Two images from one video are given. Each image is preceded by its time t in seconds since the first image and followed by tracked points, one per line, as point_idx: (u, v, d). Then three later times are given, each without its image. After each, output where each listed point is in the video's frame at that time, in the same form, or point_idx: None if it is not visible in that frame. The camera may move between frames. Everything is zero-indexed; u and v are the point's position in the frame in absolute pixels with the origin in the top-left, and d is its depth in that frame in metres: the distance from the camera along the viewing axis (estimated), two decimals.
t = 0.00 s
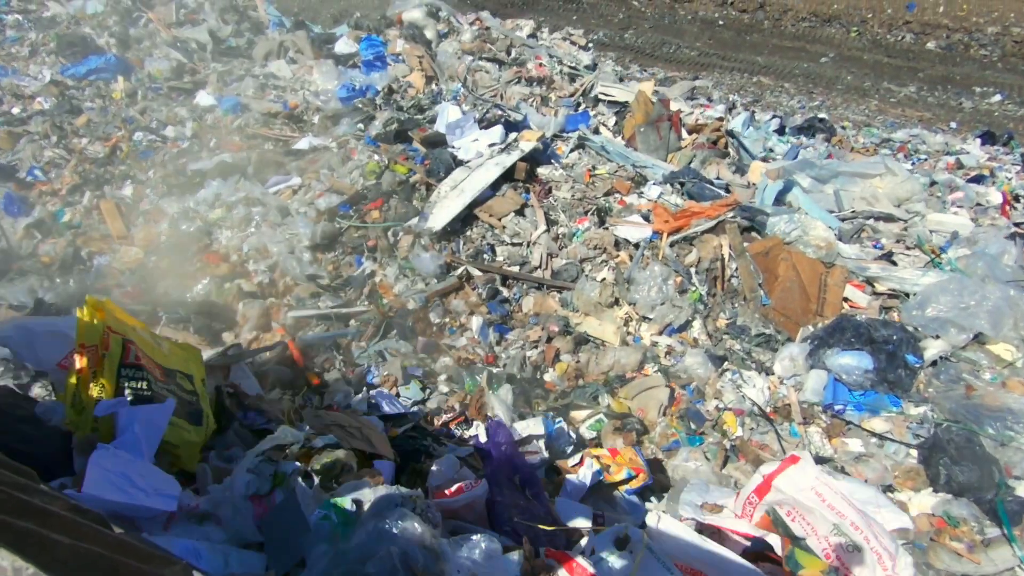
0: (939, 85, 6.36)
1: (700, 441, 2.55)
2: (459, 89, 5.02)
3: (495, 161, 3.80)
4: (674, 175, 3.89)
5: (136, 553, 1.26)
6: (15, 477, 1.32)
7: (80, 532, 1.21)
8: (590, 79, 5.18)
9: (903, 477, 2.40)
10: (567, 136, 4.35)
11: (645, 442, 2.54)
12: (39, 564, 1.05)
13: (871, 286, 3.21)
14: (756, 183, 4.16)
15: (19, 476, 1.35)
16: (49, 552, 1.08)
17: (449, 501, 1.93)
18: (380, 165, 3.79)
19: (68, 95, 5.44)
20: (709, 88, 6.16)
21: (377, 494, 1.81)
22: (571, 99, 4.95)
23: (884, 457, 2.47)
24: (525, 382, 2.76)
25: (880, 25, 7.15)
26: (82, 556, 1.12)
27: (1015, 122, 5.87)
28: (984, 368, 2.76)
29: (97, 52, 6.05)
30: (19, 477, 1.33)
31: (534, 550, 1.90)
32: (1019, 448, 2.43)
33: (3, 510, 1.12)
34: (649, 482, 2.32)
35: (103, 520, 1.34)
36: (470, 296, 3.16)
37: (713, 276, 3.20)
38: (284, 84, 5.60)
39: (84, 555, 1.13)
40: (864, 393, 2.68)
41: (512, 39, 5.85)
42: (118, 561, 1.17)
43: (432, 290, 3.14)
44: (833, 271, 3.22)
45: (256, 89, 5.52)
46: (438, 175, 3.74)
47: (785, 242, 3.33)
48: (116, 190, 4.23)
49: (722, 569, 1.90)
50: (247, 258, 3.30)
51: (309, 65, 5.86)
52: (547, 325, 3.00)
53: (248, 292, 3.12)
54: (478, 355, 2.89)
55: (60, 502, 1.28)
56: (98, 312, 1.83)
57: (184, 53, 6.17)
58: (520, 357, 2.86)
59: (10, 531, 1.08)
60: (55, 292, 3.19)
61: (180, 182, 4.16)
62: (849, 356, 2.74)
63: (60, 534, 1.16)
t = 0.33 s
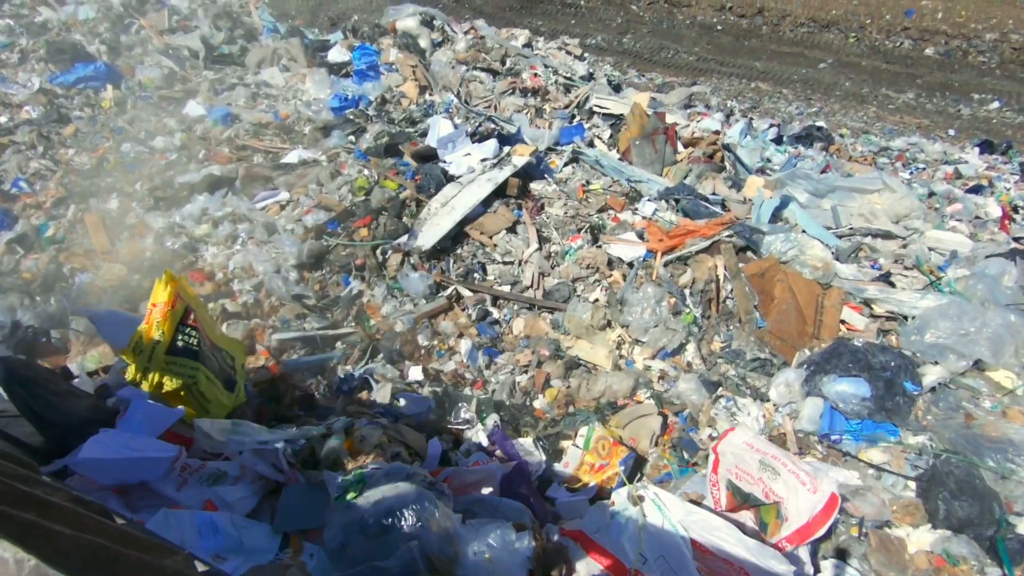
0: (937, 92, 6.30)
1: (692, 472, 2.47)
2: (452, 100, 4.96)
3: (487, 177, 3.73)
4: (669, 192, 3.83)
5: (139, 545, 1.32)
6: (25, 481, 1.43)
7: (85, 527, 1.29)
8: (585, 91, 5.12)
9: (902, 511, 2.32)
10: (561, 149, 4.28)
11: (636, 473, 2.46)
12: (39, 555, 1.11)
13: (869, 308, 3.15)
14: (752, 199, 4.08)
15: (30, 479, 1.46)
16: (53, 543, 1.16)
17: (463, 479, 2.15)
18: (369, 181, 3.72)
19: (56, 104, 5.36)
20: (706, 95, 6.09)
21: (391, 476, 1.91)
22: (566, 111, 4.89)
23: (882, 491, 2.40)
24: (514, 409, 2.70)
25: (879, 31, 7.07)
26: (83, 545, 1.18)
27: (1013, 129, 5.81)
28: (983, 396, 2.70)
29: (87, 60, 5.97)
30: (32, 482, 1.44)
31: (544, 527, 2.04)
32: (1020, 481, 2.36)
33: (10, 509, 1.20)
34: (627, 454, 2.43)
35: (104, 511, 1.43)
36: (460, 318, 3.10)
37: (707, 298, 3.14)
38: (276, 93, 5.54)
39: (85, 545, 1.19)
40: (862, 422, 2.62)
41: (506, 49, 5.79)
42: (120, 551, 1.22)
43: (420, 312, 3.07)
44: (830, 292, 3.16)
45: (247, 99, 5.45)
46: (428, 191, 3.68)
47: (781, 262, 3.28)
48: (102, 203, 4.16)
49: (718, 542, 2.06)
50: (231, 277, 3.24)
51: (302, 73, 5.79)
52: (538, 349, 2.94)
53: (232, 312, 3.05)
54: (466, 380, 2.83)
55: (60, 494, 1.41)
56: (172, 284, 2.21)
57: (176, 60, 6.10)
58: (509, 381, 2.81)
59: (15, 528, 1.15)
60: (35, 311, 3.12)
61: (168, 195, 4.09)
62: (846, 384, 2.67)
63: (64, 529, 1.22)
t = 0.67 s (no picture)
0: (934, 101, 6.26)
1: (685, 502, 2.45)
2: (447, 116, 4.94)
3: (481, 196, 3.70)
4: (663, 211, 3.80)
5: (143, 532, 1.51)
6: (38, 472, 1.66)
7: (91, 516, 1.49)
8: (581, 107, 5.09)
9: (895, 546, 2.30)
10: (556, 166, 4.24)
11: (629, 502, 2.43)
12: (47, 539, 1.32)
13: (864, 332, 3.12)
14: (747, 218, 4.05)
15: (42, 471, 1.68)
16: (60, 530, 1.36)
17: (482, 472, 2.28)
18: (361, 200, 3.69)
19: (48, 116, 5.31)
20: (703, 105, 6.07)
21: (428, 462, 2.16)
22: (561, 126, 4.86)
23: (876, 525, 2.38)
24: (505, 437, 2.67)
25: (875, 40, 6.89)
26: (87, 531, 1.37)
27: (1010, 140, 5.79)
28: (979, 426, 2.67)
29: (80, 71, 5.92)
30: (42, 472, 1.67)
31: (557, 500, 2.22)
32: (1017, 516, 2.33)
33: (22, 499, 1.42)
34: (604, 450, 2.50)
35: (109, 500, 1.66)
36: (451, 341, 3.08)
37: (701, 322, 3.11)
38: (271, 106, 5.51)
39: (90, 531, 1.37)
40: (856, 453, 2.59)
41: (502, 62, 5.78)
42: (124, 537, 1.40)
43: (411, 335, 3.04)
44: (824, 317, 3.14)
45: (241, 112, 5.41)
46: (421, 210, 3.65)
47: (775, 286, 3.25)
48: (92, 219, 4.12)
49: (709, 518, 2.16)
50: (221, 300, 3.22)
51: (298, 85, 5.75)
52: (530, 375, 2.91)
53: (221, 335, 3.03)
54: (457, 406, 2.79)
55: (69, 488, 1.64)
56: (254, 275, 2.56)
57: (170, 71, 6.00)
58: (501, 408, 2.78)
59: (27, 519, 1.36)
60: (21, 333, 3.08)
61: (159, 211, 4.07)
62: (840, 413, 2.64)
63: (71, 517, 1.43)
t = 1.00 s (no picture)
0: (930, 114, 6.23)
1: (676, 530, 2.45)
2: (443, 134, 4.94)
3: (474, 217, 3.68)
4: (657, 233, 3.79)
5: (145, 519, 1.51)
6: (41, 463, 1.64)
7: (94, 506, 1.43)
8: (576, 124, 5.09)
9: None
10: (550, 186, 4.22)
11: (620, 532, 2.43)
12: (54, 525, 1.24)
13: (858, 358, 3.10)
14: (742, 238, 4.02)
15: (44, 461, 1.66)
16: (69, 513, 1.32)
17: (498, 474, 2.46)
18: (353, 222, 3.68)
19: (41, 131, 5.27)
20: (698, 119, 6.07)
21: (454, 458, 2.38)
22: (556, 144, 4.86)
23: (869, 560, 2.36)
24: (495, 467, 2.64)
25: (871, 52, 6.86)
26: (93, 521, 1.31)
27: (1005, 153, 5.80)
28: (974, 457, 2.65)
29: (76, 84, 5.87)
30: (45, 463, 1.65)
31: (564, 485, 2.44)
32: (1013, 552, 2.31)
33: (25, 483, 1.35)
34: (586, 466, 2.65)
35: (106, 490, 1.64)
36: (442, 366, 3.06)
37: (694, 348, 3.08)
38: (266, 120, 5.49)
39: (97, 522, 1.31)
40: (850, 485, 2.57)
41: (498, 79, 5.78)
42: (128, 526, 1.36)
43: (402, 361, 3.02)
44: (818, 342, 3.12)
45: (235, 127, 5.39)
46: (413, 231, 3.63)
47: (769, 311, 3.23)
48: (83, 238, 4.09)
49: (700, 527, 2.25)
50: (211, 324, 3.21)
51: (293, 99, 5.73)
52: (521, 404, 2.88)
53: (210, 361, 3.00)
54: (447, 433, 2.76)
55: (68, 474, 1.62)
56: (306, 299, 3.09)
57: (166, 84, 5.94)
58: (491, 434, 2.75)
59: (30, 505, 1.26)
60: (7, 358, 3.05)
61: (151, 230, 4.04)
62: (834, 444, 2.61)
63: (74, 505, 1.35)
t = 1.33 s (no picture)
0: (926, 127, 6.18)
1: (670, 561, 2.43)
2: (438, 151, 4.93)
3: (467, 239, 3.66)
4: (652, 254, 3.76)
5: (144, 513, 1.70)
6: (40, 460, 1.81)
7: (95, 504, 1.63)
8: (571, 142, 5.08)
9: None
10: (545, 205, 4.20)
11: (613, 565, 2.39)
12: (54, 525, 1.47)
13: (854, 385, 3.06)
14: (737, 259, 3.99)
15: (44, 459, 1.83)
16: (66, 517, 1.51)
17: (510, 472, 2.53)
18: (345, 242, 3.66)
19: (34, 145, 5.18)
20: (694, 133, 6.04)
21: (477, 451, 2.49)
22: (551, 162, 4.84)
23: None
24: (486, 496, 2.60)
25: (868, 65, 6.82)
26: (94, 520, 1.53)
27: (1001, 168, 5.75)
28: (971, 490, 2.61)
29: (71, 98, 5.80)
30: (46, 458, 1.84)
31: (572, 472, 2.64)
32: None
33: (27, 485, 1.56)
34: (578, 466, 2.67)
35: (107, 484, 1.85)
36: (433, 391, 3.03)
37: (688, 375, 3.05)
38: (261, 135, 5.46)
39: (97, 521, 1.53)
40: (845, 519, 2.54)
41: (494, 95, 5.77)
42: (128, 523, 1.57)
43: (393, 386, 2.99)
44: (814, 368, 3.07)
45: (230, 143, 5.35)
46: (405, 253, 3.61)
47: (765, 336, 3.20)
48: (73, 255, 4.04)
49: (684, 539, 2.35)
50: (200, 346, 3.17)
51: (289, 113, 5.70)
52: (511, 431, 2.83)
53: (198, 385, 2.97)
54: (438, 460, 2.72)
55: (69, 469, 1.81)
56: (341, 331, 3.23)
57: (161, 98, 5.86)
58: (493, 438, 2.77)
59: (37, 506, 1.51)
60: None
61: (141, 248, 4.01)
62: (830, 475, 2.58)
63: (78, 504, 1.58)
